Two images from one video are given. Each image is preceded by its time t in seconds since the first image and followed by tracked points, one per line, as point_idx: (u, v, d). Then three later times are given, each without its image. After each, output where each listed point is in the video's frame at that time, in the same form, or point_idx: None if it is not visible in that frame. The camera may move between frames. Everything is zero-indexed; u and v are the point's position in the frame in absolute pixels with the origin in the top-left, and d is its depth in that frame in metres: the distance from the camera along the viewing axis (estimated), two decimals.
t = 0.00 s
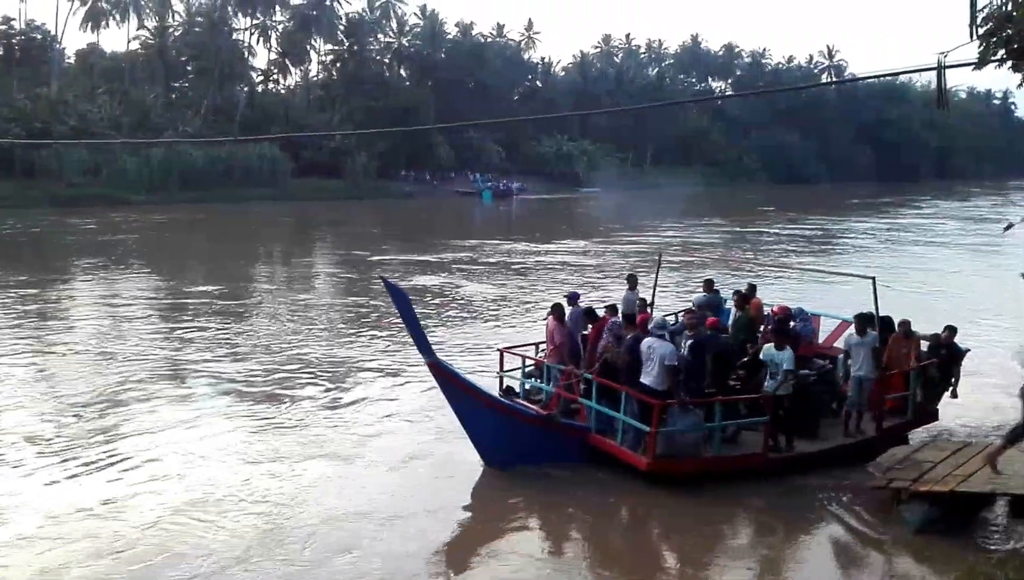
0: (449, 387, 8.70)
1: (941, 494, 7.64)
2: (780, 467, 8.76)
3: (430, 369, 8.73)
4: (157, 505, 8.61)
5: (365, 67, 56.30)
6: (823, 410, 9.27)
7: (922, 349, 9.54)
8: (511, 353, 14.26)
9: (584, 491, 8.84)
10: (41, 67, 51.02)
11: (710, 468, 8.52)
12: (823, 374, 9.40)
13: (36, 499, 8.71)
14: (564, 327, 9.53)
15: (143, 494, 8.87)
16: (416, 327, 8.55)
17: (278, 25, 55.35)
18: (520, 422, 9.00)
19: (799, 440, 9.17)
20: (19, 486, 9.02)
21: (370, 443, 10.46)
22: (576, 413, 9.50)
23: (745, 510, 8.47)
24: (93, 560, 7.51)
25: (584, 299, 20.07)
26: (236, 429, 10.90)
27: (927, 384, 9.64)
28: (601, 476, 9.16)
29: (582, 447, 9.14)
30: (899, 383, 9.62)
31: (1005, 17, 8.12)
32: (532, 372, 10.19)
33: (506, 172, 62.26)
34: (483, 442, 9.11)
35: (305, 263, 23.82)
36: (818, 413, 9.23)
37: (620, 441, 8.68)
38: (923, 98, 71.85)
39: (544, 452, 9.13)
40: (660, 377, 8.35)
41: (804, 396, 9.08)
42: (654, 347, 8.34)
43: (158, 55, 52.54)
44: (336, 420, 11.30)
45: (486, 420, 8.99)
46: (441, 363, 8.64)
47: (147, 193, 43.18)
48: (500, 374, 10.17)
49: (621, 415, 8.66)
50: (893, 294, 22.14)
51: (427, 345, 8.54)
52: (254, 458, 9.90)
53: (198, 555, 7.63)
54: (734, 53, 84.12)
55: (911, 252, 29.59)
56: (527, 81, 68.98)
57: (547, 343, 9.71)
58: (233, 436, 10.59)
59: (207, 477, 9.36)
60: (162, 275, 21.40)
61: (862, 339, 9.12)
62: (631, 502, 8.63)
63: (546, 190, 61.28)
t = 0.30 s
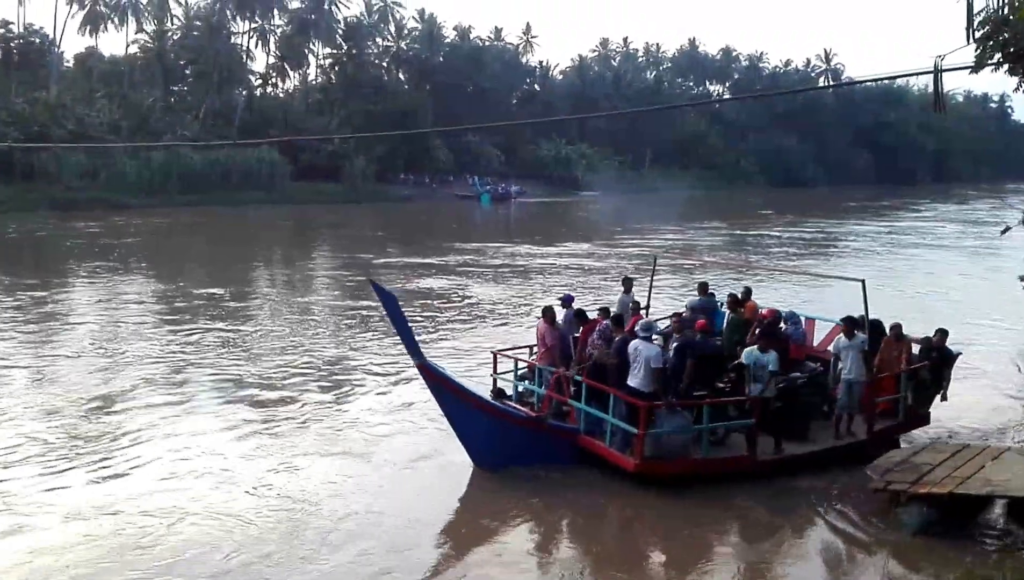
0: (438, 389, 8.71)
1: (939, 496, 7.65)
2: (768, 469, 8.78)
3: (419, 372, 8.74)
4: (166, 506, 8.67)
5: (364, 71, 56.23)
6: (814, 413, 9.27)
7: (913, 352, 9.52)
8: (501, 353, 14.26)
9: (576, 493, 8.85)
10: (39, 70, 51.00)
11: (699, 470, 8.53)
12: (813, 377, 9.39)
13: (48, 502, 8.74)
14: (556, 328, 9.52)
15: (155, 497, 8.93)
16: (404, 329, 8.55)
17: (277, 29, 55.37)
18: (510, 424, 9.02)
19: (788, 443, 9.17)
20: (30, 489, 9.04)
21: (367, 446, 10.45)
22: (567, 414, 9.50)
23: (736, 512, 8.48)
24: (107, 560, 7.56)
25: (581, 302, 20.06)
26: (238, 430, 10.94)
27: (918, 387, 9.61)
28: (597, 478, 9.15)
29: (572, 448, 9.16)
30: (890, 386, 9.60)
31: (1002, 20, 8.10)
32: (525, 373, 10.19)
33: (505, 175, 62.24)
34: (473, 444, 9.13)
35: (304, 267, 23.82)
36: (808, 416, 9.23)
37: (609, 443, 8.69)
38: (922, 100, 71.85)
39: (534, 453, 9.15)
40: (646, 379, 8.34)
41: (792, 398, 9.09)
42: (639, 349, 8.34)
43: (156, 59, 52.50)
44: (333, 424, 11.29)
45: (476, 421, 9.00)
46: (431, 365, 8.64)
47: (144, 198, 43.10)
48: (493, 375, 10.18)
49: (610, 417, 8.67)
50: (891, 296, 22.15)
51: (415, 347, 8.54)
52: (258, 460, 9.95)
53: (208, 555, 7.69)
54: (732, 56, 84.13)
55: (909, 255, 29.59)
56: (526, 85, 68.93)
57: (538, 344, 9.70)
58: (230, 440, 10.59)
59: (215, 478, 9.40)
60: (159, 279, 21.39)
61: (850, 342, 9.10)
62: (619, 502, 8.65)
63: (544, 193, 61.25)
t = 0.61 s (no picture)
0: (429, 390, 8.74)
1: (941, 496, 7.58)
2: (761, 470, 8.77)
3: (410, 373, 8.77)
4: (166, 507, 8.67)
5: (364, 73, 56.27)
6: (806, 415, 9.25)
7: (908, 354, 9.49)
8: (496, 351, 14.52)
9: (569, 495, 8.84)
10: (39, 73, 51.18)
11: (690, 471, 8.53)
12: (805, 380, 9.41)
13: (49, 502, 8.76)
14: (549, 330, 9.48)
15: (156, 496, 8.93)
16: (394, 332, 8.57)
17: (276, 32, 55.44)
18: (500, 425, 9.03)
19: (780, 445, 9.16)
20: (29, 490, 9.04)
21: (363, 447, 10.45)
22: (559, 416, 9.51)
23: (728, 514, 8.46)
24: (106, 561, 7.56)
25: (579, 304, 20.05)
26: (237, 432, 10.94)
27: (912, 391, 9.57)
28: (590, 479, 9.13)
29: (564, 450, 9.16)
30: (884, 389, 9.57)
31: (1001, 23, 8.06)
32: (519, 375, 10.18)
33: (505, 177, 62.25)
34: (464, 446, 9.14)
35: (304, 269, 23.85)
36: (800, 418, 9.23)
37: (599, 445, 8.69)
38: (919, 104, 71.93)
39: (526, 455, 9.16)
40: (634, 380, 8.39)
41: (783, 400, 9.08)
42: (628, 350, 8.38)
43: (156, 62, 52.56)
44: (331, 425, 11.27)
45: (466, 423, 9.01)
46: (422, 367, 8.67)
47: (144, 201, 43.08)
48: (488, 376, 10.18)
49: (600, 419, 8.67)
50: (890, 299, 22.14)
51: (406, 349, 8.58)
52: (258, 460, 9.94)
53: (208, 555, 7.69)
54: (731, 59, 84.19)
55: (909, 257, 29.59)
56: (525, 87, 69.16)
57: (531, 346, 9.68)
58: (227, 442, 10.57)
59: (215, 478, 9.41)
60: (158, 282, 21.36)
61: (840, 344, 9.11)
62: (611, 504, 8.64)
63: (543, 195, 61.31)
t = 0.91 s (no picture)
0: (418, 392, 8.74)
1: (942, 497, 7.50)
2: (751, 472, 8.72)
3: (400, 375, 8.77)
4: (159, 511, 8.64)
5: (364, 75, 56.32)
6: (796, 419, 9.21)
7: (901, 358, 9.43)
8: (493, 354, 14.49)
9: (559, 497, 8.80)
10: (38, 76, 51.23)
11: (678, 474, 8.49)
12: (796, 384, 9.37)
13: (46, 505, 8.74)
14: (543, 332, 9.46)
15: (153, 501, 8.92)
16: (383, 333, 8.58)
17: (276, 34, 55.45)
18: (490, 428, 9.02)
19: (771, 448, 9.10)
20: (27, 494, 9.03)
21: (358, 451, 10.41)
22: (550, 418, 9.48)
23: (718, 516, 8.40)
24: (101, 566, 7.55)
25: (578, 306, 20.01)
26: (233, 435, 10.91)
27: (907, 395, 9.48)
28: (583, 481, 9.09)
29: (554, 452, 9.14)
30: (878, 393, 9.49)
31: (1001, 26, 8.01)
32: (513, 377, 10.15)
33: (506, 179, 62.17)
34: (454, 447, 9.13)
35: (303, 271, 23.83)
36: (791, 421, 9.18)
37: (588, 447, 8.66)
38: (921, 106, 71.76)
39: (516, 457, 9.14)
40: (621, 382, 8.38)
41: (773, 403, 9.05)
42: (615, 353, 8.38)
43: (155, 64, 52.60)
44: (326, 428, 11.24)
45: (456, 424, 9.00)
46: (410, 368, 8.68)
47: (143, 203, 43.08)
48: (481, 378, 10.15)
49: (589, 421, 8.65)
50: (890, 301, 22.07)
51: (395, 351, 8.58)
52: (255, 464, 9.92)
53: (202, 559, 7.67)
54: (732, 61, 84.14)
55: (910, 259, 29.53)
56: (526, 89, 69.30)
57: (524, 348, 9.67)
58: (222, 445, 10.55)
59: (213, 483, 9.39)
60: (157, 284, 21.33)
61: (829, 347, 9.06)
62: (601, 505, 8.60)
63: (544, 197, 61.28)
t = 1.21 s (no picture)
0: (410, 392, 8.70)
1: (945, 500, 7.40)
2: (744, 474, 8.64)
3: (391, 376, 8.73)
4: (156, 513, 8.61)
5: (365, 77, 56.39)
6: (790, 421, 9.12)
7: (897, 360, 9.33)
8: (490, 355, 14.45)
9: (551, 499, 8.73)
10: (38, 77, 51.27)
11: (669, 476, 8.41)
12: (791, 386, 9.29)
13: (49, 508, 8.69)
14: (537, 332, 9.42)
15: (163, 502, 8.88)
16: (374, 333, 8.53)
17: (277, 35, 55.43)
18: (482, 429, 8.96)
19: (765, 450, 9.02)
20: (34, 496, 8.97)
21: (354, 453, 10.37)
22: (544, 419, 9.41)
23: (711, 518, 8.33)
24: (114, 567, 7.50)
25: (578, 307, 19.98)
26: (232, 438, 10.87)
27: (903, 397, 9.38)
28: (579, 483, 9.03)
29: (547, 454, 9.08)
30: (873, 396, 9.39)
31: (1005, 27, 7.94)
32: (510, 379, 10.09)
33: (507, 181, 62.17)
34: (447, 448, 9.08)
35: (303, 273, 23.81)
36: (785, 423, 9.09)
37: (579, 449, 8.60)
38: (923, 107, 71.65)
39: (508, 458, 9.08)
40: (610, 383, 8.32)
41: (766, 405, 8.97)
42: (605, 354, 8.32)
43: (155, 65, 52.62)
44: (322, 430, 11.20)
45: (447, 425, 8.95)
46: (401, 369, 8.64)
47: (144, 205, 43.11)
48: (478, 379, 10.10)
49: (580, 423, 8.59)
50: (891, 302, 22.01)
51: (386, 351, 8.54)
52: (254, 466, 9.87)
53: (212, 560, 7.61)
54: (734, 62, 84.00)
55: (912, 260, 29.47)
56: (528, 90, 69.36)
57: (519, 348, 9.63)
58: (220, 447, 10.52)
59: (219, 484, 9.35)
60: (156, 286, 21.30)
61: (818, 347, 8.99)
62: (592, 507, 8.54)
63: (546, 198, 61.32)
